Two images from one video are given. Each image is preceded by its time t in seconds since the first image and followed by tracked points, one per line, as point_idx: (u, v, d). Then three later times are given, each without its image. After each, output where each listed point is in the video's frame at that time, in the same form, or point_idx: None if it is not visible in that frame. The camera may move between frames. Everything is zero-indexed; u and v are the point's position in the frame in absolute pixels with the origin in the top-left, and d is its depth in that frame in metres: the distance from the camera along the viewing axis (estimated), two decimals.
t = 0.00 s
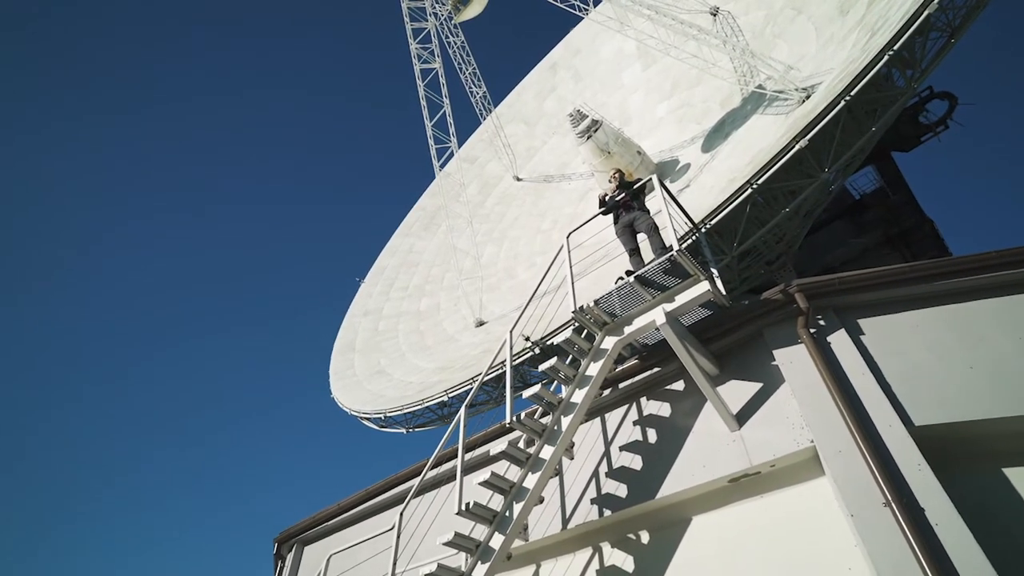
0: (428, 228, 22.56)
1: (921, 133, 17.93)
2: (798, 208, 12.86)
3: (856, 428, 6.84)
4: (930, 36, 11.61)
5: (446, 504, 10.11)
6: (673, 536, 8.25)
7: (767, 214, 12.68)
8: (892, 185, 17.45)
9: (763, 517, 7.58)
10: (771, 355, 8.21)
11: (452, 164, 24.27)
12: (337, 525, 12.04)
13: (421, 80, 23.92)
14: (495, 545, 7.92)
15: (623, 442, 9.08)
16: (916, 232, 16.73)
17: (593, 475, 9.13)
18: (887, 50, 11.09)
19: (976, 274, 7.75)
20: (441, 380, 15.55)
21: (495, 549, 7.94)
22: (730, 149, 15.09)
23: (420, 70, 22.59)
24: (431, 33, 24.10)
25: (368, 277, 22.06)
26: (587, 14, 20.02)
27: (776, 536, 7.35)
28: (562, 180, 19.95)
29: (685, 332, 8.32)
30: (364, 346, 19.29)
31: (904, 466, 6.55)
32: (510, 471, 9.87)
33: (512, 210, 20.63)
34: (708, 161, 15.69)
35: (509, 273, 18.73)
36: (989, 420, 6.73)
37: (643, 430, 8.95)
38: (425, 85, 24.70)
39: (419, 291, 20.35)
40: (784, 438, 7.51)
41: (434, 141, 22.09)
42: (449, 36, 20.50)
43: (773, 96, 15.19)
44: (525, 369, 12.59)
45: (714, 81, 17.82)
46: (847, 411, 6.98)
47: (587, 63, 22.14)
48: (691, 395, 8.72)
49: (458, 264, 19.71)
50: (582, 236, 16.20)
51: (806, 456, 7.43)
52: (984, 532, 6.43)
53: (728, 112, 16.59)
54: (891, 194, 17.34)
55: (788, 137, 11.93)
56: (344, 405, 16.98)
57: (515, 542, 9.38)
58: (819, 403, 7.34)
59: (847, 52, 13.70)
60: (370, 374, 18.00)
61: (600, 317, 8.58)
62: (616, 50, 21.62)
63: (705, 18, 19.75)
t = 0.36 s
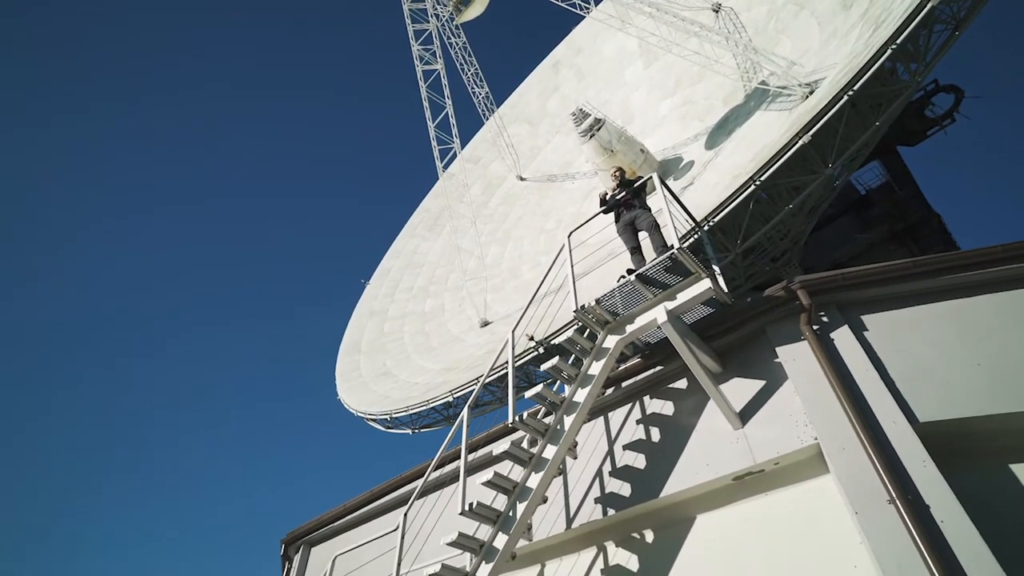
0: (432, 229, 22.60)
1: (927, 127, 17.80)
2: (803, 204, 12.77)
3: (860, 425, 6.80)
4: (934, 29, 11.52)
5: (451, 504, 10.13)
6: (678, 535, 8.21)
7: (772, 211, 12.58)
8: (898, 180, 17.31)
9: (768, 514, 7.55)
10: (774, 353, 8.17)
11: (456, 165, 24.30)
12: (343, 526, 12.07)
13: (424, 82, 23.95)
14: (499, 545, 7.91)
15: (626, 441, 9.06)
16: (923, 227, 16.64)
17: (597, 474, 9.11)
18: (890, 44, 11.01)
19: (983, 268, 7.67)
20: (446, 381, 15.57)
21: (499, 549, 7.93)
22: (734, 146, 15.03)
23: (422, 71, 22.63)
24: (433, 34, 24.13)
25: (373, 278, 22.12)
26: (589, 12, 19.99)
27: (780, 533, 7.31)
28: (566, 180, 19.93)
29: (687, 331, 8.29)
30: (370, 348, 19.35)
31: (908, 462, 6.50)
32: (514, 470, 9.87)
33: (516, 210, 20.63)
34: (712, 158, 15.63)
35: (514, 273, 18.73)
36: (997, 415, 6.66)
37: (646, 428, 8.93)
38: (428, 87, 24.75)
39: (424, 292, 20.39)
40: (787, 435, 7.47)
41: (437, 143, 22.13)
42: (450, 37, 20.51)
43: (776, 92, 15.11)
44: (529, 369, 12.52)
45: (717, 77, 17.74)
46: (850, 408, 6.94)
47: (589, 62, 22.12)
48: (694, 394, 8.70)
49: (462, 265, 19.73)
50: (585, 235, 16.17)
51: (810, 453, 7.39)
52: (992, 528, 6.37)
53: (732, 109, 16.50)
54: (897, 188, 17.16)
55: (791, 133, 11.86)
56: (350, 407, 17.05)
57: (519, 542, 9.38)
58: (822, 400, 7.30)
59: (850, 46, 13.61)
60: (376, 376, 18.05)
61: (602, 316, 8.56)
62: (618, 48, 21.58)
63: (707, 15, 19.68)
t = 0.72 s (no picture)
0: (437, 230, 22.65)
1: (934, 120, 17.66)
2: (808, 200, 12.68)
3: (864, 424, 6.74)
4: (938, 22, 11.42)
5: (456, 504, 10.15)
6: (682, 534, 8.19)
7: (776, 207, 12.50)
8: (905, 174, 17.18)
9: (773, 512, 7.51)
10: (777, 350, 8.13)
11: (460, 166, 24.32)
12: (349, 526, 12.11)
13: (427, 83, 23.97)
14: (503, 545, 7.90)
15: (630, 440, 9.04)
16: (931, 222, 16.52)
17: (601, 474, 9.10)
18: (893, 38, 10.93)
19: (988, 263, 7.61)
20: (452, 381, 15.58)
21: (502, 549, 7.93)
22: (738, 143, 14.96)
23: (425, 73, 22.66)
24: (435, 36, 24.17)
25: (379, 280, 22.19)
26: (591, 11, 19.96)
27: (785, 531, 7.27)
28: (570, 179, 19.90)
29: (690, 329, 8.26)
30: (376, 349, 19.40)
31: (914, 460, 6.44)
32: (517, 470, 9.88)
33: (520, 210, 20.63)
34: (715, 155, 15.56)
35: (519, 272, 18.73)
36: (1004, 412, 6.60)
37: (650, 427, 8.90)
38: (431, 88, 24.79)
39: (429, 292, 20.41)
40: (791, 433, 7.42)
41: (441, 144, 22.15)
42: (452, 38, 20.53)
43: (780, 88, 15.02)
44: (531, 369, 12.54)
45: (721, 74, 17.67)
46: (854, 406, 6.88)
47: (592, 61, 22.08)
48: (697, 392, 8.67)
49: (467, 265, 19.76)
50: (588, 235, 16.16)
51: (814, 451, 7.34)
52: (1000, 525, 6.30)
53: (735, 105, 16.41)
54: (905, 183, 17.02)
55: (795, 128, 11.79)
56: (356, 408, 17.11)
57: (524, 542, 9.37)
58: (827, 397, 7.24)
59: (854, 41, 13.51)
60: (382, 377, 18.10)
61: (605, 314, 8.54)
62: (621, 46, 21.54)
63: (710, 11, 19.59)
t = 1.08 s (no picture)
0: (441, 231, 22.69)
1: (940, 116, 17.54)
2: (812, 197, 12.62)
3: (869, 421, 6.71)
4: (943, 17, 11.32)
5: (461, 504, 10.17)
6: (687, 533, 8.17)
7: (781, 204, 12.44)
8: (911, 170, 17.07)
9: (778, 511, 7.48)
10: (781, 348, 8.10)
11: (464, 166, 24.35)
12: (356, 527, 12.15)
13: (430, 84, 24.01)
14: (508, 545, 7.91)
15: (634, 439, 9.03)
16: (938, 217, 16.40)
17: (606, 473, 9.09)
18: (896, 33, 10.84)
19: (992, 259, 7.59)
20: (457, 382, 15.60)
21: (508, 549, 7.94)
22: (741, 140, 14.91)
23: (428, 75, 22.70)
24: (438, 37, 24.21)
25: (384, 281, 22.25)
26: (593, 10, 19.94)
27: (790, 530, 7.25)
28: (574, 178, 19.89)
29: (693, 328, 8.25)
30: (381, 350, 19.46)
31: (920, 458, 6.40)
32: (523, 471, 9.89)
33: (524, 210, 20.64)
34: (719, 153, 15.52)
35: (523, 272, 18.74)
36: (1010, 408, 6.57)
37: (654, 426, 8.89)
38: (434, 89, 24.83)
39: (434, 293, 20.45)
40: (796, 432, 7.40)
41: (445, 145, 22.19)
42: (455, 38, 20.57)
43: (784, 84, 14.94)
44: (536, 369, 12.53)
45: (724, 72, 17.60)
46: (859, 403, 6.84)
47: (595, 60, 22.06)
48: (701, 391, 8.65)
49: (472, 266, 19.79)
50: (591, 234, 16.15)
51: (819, 449, 7.31)
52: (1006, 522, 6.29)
53: (739, 103, 16.35)
54: (911, 178, 16.92)
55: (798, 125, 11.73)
56: (362, 409, 17.18)
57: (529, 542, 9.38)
58: (832, 396, 7.20)
59: (858, 37, 13.43)
60: (388, 378, 18.15)
61: (608, 314, 8.54)
62: (624, 45, 21.50)
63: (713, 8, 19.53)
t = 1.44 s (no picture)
0: (443, 232, 22.70)
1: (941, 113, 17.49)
2: (813, 195, 12.59)
3: (870, 419, 6.69)
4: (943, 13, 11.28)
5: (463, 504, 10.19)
6: (689, 532, 8.16)
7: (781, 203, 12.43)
8: (913, 167, 17.03)
9: (780, 510, 7.46)
10: (782, 346, 8.08)
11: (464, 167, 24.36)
12: (358, 528, 12.17)
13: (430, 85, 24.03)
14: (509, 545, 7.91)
15: (636, 439, 9.02)
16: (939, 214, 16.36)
17: (607, 473, 9.08)
18: (896, 30, 10.81)
19: (992, 256, 7.57)
20: (459, 382, 15.60)
21: (509, 549, 7.93)
22: (742, 139, 14.88)
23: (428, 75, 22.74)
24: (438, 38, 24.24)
25: (385, 282, 22.26)
26: (593, 10, 19.93)
27: (791, 529, 7.23)
28: (575, 178, 19.88)
29: (693, 326, 8.24)
30: (383, 351, 19.48)
31: (921, 456, 6.38)
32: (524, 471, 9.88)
33: (525, 210, 20.63)
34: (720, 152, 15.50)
35: (524, 273, 18.73)
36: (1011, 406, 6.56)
37: (655, 426, 8.88)
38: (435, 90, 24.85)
39: (436, 294, 20.45)
40: (797, 430, 7.38)
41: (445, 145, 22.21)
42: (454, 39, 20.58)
43: (784, 82, 14.90)
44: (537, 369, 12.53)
45: (724, 70, 17.57)
46: (860, 401, 6.82)
47: (595, 59, 22.05)
48: (702, 389, 8.64)
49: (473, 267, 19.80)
50: (592, 234, 16.14)
51: (821, 447, 7.30)
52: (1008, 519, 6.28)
53: (740, 101, 16.31)
54: (912, 176, 16.88)
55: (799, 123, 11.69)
56: (364, 410, 17.20)
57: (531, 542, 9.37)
58: (833, 393, 7.18)
59: (858, 34, 13.39)
60: (390, 379, 18.16)
61: (608, 313, 8.54)
62: (624, 44, 21.48)
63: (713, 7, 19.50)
